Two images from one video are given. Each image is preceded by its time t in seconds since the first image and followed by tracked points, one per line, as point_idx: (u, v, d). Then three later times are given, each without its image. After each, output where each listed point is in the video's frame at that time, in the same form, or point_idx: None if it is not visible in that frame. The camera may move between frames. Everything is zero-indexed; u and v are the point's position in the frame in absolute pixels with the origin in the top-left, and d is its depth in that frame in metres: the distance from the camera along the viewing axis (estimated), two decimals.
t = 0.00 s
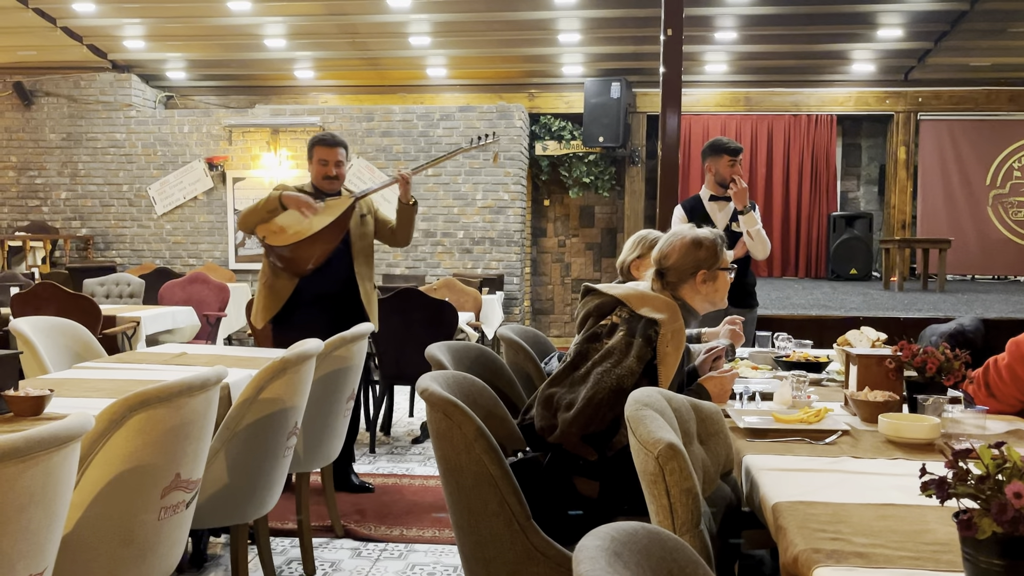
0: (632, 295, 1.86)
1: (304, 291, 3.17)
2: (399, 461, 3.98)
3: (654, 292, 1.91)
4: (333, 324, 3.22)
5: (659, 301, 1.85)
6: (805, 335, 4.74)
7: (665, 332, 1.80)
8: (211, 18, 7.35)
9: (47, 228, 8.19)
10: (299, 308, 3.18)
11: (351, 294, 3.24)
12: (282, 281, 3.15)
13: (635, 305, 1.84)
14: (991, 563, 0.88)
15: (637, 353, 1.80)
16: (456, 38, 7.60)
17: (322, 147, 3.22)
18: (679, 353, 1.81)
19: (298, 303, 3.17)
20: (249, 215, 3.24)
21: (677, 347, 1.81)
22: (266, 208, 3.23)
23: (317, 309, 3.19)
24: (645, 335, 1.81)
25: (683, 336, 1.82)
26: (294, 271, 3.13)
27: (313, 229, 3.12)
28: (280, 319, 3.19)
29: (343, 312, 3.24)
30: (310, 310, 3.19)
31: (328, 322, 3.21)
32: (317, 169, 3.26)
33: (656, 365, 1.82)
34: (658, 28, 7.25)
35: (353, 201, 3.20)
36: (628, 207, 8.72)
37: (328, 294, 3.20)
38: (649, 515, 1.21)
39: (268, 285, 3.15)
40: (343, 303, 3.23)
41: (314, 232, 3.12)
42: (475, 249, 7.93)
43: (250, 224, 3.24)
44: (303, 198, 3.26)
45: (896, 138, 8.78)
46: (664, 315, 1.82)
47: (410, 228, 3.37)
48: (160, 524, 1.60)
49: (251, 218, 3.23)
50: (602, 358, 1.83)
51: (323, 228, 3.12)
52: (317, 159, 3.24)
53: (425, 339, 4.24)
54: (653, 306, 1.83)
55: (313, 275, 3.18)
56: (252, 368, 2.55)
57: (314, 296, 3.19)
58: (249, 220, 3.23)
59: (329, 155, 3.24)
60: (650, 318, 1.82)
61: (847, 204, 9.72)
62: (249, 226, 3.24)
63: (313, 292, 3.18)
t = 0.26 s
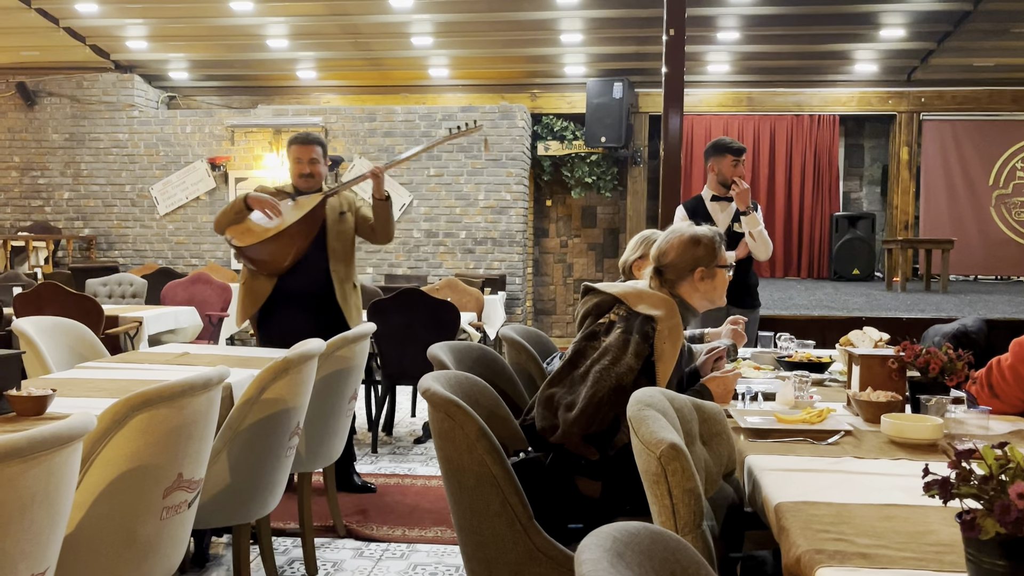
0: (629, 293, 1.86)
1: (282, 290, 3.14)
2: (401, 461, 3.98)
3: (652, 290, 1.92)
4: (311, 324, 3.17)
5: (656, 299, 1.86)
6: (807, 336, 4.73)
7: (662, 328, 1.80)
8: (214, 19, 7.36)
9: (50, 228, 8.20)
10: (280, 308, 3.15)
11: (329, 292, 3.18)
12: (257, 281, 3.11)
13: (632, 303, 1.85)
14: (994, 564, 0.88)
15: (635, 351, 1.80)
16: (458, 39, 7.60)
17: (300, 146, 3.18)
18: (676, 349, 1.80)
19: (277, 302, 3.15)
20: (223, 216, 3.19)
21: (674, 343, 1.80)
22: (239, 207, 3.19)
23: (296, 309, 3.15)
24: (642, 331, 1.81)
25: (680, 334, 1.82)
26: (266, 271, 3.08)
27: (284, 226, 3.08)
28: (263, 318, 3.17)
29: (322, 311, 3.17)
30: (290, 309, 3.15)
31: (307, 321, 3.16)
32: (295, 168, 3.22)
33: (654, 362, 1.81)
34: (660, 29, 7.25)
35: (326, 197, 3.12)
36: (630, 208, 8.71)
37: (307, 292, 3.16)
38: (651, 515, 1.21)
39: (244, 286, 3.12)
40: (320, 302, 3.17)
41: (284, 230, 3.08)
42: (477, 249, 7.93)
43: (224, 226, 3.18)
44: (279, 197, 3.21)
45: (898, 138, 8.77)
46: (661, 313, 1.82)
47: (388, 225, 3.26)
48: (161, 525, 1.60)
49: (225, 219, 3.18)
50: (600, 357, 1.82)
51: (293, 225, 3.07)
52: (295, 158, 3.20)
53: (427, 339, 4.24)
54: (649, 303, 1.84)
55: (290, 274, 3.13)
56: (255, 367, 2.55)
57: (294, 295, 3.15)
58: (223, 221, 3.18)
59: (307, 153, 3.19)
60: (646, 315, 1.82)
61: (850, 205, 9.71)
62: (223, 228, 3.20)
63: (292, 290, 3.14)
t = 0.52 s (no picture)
0: (619, 292, 1.89)
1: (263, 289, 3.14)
2: (404, 462, 3.99)
3: (643, 288, 1.95)
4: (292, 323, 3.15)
5: (646, 297, 1.88)
6: (810, 337, 4.72)
7: (651, 325, 1.82)
8: (218, 20, 7.38)
9: (54, 229, 8.22)
10: (263, 307, 3.15)
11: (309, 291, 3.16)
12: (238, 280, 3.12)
13: (622, 302, 1.87)
14: (998, 567, 0.89)
15: (626, 348, 1.81)
16: (460, 40, 7.61)
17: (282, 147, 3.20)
18: (666, 346, 1.81)
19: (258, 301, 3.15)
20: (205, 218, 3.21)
21: (664, 339, 1.81)
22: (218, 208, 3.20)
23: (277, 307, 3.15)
24: (632, 329, 1.83)
25: (670, 330, 1.83)
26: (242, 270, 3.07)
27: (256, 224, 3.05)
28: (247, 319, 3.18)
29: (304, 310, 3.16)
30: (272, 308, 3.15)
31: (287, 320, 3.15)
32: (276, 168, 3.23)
33: (646, 360, 1.81)
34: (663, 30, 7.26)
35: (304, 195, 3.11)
36: (633, 209, 8.71)
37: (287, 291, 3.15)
38: (654, 518, 1.21)
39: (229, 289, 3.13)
40: (301, 301, 3.15)
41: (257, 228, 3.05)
42: (480, 250, 7.93)
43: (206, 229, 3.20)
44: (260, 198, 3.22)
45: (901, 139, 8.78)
46: (651, 309, 1.84)
47: (369, 221, 3.24)
48: (165, 525, 1.60)
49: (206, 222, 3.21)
50: (593, 357, 1.84)
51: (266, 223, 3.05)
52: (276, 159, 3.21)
53: (429, 341, 4.24)
54: (640, 301, 1.86)
55: (270, 272, 3.14)
56: (257, 369, 2.55)
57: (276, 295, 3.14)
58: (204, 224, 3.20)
59: (287, 154, 3.20)
60: (636, 313, 1.84)
61: (852, 206, 9.71)
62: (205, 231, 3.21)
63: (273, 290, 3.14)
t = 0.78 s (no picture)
0: (613, 293, 1.90)
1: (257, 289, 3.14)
2: (406, 463, 3.99)
3: (637, 288, 1.96)
4: (285, 322, 3.14)
5: (640, 297, 1.89)
6: (813, 338, 4.72)
7: (645, 324, 1.82)
8: (221, 21, 7.38)
9: (57, 230, 8.23)
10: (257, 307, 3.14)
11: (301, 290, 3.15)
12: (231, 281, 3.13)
13: (616, 303, 1.87)
14: (1002, 569, 0.88)
15: (621, 347, 1.82)
16: (463, 40, 7.61)
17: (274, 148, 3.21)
18: (661, 344, 1.81)
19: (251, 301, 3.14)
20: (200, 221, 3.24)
21: (659, 337, 1.82)
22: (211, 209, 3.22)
23: (270, 307, 3.15)
24: (627, 328, 1.83)
25: (665, 329, 1.83)
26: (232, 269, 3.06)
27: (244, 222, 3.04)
28: (243, 320, 3.18)
29: (297, 309, 3.15)
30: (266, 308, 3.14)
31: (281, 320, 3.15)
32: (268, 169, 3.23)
33: (641, 359, 1.82)
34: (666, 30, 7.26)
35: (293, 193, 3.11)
36: (636, 209, 8.71)
37: (280, 290, 3.15)
38: (657, 520, 1.21)
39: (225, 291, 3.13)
40: (293, 300, 3.15)
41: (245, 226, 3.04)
42: (482, 250, 7.94)
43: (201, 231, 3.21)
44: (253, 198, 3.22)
45: (905, 139, 8.77)
46: (644, 309, 1.85)
47: (360, 217, 3.22)
48: (168, 526, 1.61)
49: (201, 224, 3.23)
50: (589, 358, 1.84)
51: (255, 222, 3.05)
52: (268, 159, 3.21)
53: (432, 341, 4.24)
54: (634, 301, 1.88)
55: (264, 273, 3.14)
56: (260, 369, 2.56)
57: (270, 294, 3.14)
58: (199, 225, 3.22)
59: (278, 154, 3.20)
60: (630, 312, 1.84)
61: (856, 206, 9.69)
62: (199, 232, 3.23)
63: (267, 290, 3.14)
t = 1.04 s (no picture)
0: (611, 293, 1.90)
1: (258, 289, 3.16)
2: (409, 463, 3.99)
3: (634, 288, 1.96)
4: (284, 323, 3.16)
5: (637, 295, 1.88)
6: (816, 338, 4.71)
7: (642, 321, 1.82)
8: (224, 21, 7.39)
9: (60, 229, 8.24)
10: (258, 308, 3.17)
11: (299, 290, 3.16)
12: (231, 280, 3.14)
13: (614, 302, 1.87)
14: (1007, 570, 0.88)
15: (619, 345, 1.81)
16: (466, 41, 7.61)
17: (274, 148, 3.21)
18: (658, 341, 1.81)
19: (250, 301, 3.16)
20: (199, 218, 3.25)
21: (656, 335, 1.81)
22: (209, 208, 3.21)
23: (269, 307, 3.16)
24: (624, 326, 1.83)
25: (661, 326, 1.82)
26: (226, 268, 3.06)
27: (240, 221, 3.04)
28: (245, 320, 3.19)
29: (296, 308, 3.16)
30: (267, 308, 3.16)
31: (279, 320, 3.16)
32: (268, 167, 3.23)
33: (639, 356, 1.82)
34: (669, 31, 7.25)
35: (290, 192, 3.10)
36: (639, 209, 8.71)
37: (279, 291, 3.16)
38: (660, 520, 1.21)
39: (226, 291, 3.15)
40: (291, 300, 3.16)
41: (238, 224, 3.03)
42: (485, 250, 7.94)
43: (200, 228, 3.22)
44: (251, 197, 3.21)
45: (908, 139, 8.75)
46: (641, 306, 1.84)
47: (356, 216, 3.20)
48: (172, 526, 1.61)
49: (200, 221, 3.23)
50: (588, 358, 1.83)
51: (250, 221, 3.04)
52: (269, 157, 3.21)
53: (435, 342, 4.24)
54: (631, 299, 1.87)
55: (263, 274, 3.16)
56: (263, 369, 2.56)
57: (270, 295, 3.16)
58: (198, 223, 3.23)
59: (279, 154, 3.20)
60: (627, 311, 1.84)
61: (859, 207, 9.67)
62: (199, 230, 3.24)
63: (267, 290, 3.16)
